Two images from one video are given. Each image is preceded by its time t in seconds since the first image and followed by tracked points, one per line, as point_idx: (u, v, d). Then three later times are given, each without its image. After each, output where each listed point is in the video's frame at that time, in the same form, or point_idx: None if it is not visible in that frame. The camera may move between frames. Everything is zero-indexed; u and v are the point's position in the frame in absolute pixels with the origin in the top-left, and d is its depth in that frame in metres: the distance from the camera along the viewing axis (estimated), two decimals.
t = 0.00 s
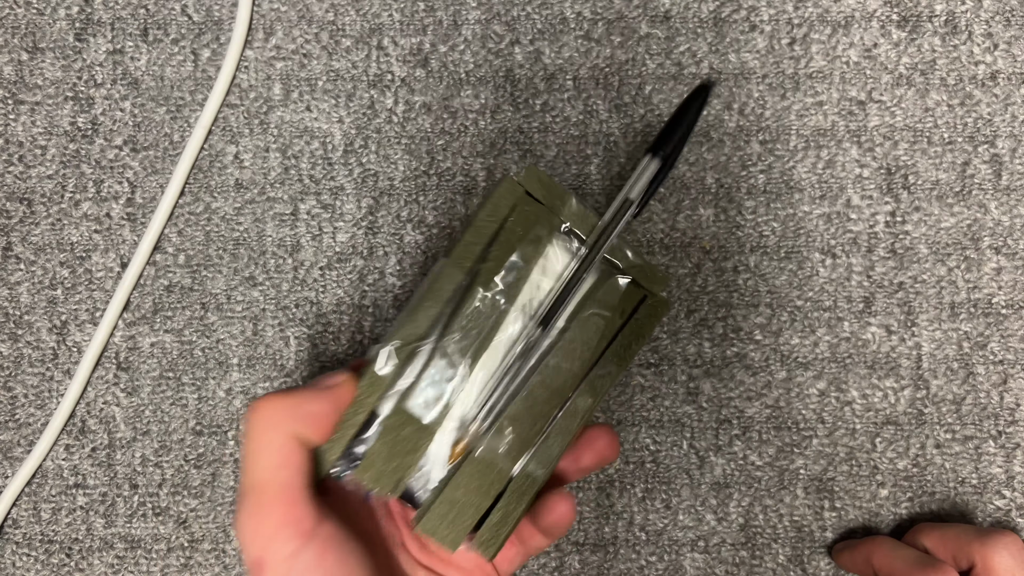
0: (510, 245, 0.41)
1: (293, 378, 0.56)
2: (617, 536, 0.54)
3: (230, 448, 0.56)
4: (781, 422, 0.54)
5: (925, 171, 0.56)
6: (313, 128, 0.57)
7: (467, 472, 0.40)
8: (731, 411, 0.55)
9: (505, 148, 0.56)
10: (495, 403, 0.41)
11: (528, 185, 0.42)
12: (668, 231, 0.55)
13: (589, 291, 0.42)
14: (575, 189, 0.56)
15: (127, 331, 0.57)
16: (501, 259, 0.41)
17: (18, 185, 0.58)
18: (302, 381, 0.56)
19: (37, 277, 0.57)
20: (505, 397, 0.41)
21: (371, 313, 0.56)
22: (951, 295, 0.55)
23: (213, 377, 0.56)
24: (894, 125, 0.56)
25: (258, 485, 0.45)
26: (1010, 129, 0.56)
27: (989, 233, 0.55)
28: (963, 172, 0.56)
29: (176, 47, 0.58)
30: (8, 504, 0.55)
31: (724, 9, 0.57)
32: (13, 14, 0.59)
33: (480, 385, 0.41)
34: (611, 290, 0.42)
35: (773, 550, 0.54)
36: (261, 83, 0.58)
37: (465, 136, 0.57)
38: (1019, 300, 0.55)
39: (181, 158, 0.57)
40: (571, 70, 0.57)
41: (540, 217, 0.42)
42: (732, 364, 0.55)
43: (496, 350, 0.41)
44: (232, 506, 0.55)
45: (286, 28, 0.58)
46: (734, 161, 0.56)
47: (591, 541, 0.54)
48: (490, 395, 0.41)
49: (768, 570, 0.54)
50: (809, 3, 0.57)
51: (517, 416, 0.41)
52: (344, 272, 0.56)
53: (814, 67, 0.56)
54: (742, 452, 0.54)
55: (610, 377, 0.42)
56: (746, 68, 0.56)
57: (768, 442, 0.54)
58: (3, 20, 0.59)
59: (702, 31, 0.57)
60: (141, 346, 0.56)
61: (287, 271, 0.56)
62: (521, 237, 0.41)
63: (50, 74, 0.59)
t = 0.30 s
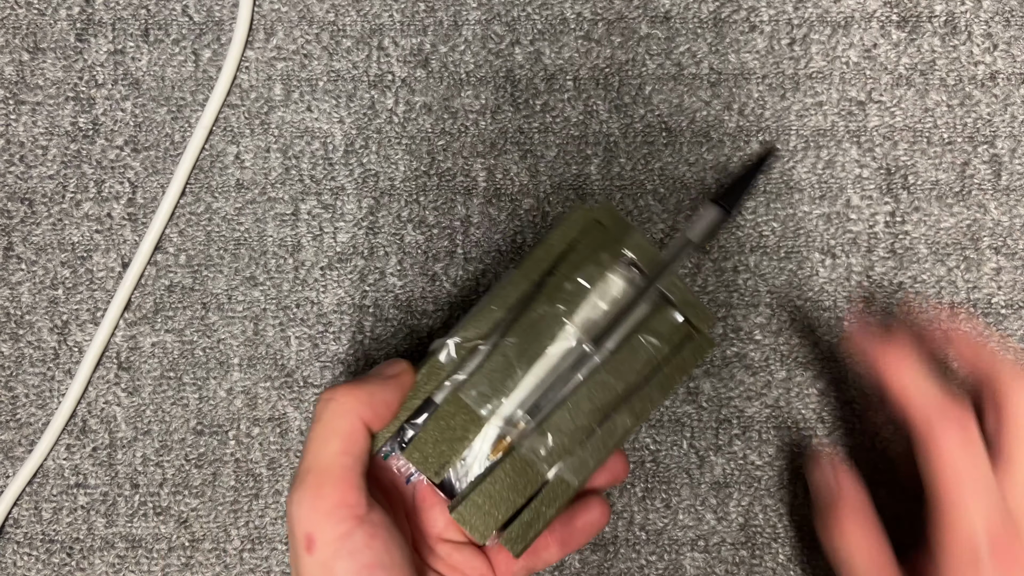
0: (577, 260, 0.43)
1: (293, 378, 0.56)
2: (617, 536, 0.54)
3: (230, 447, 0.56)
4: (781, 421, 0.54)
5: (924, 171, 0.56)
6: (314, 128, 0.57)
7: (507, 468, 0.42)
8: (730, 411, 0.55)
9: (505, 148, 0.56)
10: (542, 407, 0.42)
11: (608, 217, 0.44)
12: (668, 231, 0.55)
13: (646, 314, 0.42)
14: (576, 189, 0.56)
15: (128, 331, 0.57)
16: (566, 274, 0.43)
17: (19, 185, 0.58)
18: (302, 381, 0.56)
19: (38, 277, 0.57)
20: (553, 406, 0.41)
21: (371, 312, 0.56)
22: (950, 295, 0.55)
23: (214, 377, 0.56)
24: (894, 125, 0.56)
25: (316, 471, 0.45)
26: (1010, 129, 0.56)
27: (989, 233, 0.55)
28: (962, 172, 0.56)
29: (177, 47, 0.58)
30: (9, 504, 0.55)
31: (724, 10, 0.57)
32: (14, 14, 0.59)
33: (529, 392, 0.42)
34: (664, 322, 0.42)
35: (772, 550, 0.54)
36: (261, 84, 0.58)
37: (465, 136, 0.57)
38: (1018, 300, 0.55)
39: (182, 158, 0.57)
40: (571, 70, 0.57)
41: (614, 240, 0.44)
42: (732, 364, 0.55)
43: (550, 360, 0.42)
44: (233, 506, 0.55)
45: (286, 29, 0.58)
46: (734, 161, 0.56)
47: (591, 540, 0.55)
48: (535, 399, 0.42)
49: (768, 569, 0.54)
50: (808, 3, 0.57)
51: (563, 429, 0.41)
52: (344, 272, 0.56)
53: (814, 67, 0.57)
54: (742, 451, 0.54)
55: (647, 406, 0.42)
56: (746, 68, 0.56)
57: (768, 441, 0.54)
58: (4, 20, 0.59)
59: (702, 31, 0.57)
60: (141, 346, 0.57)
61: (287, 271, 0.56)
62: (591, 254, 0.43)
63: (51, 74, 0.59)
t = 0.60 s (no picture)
0: (602, 280, 0.43)
1: (293, 378, 0.56)
2: (617, 536, 0.55)
3: (230, 447, 0.56)
4: (782, 421, 0.54)
5: (924, 171, 0.56)
6: (314, 128, 0.57)
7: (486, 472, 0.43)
8: (730, 411, 0.55)
9: (505, 148, 0.57)
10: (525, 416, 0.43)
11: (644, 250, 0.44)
12: (668, 231, 0.55)
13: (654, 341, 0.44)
14: (576, 189, 0.56)
15: (128, 332, 0.57)
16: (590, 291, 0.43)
17: (19, 185, 0.58)
18: (303, 381, 0.56)
19: (38, 277, 0.57)
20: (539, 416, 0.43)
21: (371, 312, 0.56)
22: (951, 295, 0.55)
23: (214, 377, 0.56)
24: (894, 125, 0.56)
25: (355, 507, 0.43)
26: (1010, 129, 0.56)
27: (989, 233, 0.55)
28: (962, 173, 0.56)
29: (177, 47, 0.58)
30: (9, 504, 0.55)
31: (724, 10, 0.57)
32: (14, 14, 0.59)
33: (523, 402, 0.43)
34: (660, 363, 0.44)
35: (773, 549, 0.54)
36: (261, 84, 0.58)
37: (465, 137, 0.57)
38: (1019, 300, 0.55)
39: (182, 158, 0.57)
40: (571, 70, 0.57)
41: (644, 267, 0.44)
42: (732, 364, 0.55)
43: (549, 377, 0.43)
44: (233, 506, 0.55)
45: (286, 29, 0.58)
46: (734, 161, 0.56)
47: (591, 540, 0.55)
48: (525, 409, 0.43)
49: (768, 570, 0.54)
50: (808, 3, 0.57)
51: (541, 442, 0.44)
52: (344, 272, 0.56)
53: (813, 68, 0.57)
54: (742, 451, 0.54)
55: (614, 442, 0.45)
56: (746, 68, 0.57)
57: (768, 441, 0.54)
58: (3, 20, 0.59)
59: (702, 31, 0.57)
60: (141, 346, 0.57)
61: (287, 271, 0.56)
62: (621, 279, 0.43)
63: (51, 74, 0.59)
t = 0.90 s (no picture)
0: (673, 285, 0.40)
1: (293, 378, 0.56)
2: (617, 536, 0.54)
3: (230, 447, 0.56)
4: (781, 421, 0.54)
5: (924, 171, 0.56)
6: (314, 128, 0.57)
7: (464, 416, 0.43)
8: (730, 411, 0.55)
9: (505, 148, 0.56)
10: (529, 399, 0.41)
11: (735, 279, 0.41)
12: (668, 231, 0.55)
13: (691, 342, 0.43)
14: (576, 189, 0.56)
15: (128, 332, 0.57)
16: (668, 307, 0.40)
17: (19, 185, 0.58)
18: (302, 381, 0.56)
19: (38, 277, 0.57)
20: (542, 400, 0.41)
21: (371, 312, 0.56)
22: (951, 295, 0.55)
23: (214, 377, 0.56)
24: (894, 125, 0.56)
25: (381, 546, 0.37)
26: (1009, 129, 0.56)
27: (989, 233, 0.55)
28: (962, 173, 0.56)
29: (177, 47, 0.58)
30: (8, 504, 0.55)
31: (724, 10, 0.57)
32: (14, 14, 0.59)
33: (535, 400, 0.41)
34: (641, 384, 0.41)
35: (773, 549, 0.54)
36: (261, 84, 0.58)
37: (465, 136, 0.57)
38: (1019, 300, 0.55)
39: (182, 158, 0.57)
40: (571, 70, 0.57)
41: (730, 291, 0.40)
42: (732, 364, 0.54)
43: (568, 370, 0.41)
44: (233, 506, 0.55)
45: (286, 29, 0.58)
46: (734, 161, 0.56)
47: (591, 540, 0.55)
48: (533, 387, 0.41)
49: (768, 570, 0.54)
50: (808, 3, 0.57)
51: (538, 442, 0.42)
52: (344, 272, 0.56)
53: (814, 67, 0.57)
54: (742, 451, 0.54)
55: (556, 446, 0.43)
56: (746, 68, 0.57)
57: (768, 441, 0.54)
58: (3, 20, 0.59)
59: (702, 31, 0.57)
60: (141, 346, 0.57)
61: (287, 271, 0.56)
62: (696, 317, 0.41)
63: (50, 74, 0.59)
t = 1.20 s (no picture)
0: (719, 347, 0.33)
1: (293, 378, 0.56)
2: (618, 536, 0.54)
3: (230, 447, 0.56)
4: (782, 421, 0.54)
5: (924, 171, 0.56)
6: (313, 128, 0.57)
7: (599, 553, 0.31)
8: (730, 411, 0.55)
9: (505, 148, 0.56)
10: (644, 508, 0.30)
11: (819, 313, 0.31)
12: (668, 231, 0.55)
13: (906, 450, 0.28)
14: (576, 189, 0.56)
15: (127, 331, 0.57)
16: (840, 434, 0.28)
17: (19, 185, 0.58)
18: (302, 381, 0.56)
19: (37, 277, 0.57)
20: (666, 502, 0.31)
21: (371, 312, 0.56)
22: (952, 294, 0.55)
23: (213, 377, 0.56)
24: (894, 125, 0.56)
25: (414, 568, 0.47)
26: (1010, 129, 0.56)
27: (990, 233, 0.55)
28: (963, 172, 0.56)
29: (176, 47, 0.58)
30: (8, 504, 0.55)
31: (724, 10, 0.57)
32: (13, 14, 0.59)
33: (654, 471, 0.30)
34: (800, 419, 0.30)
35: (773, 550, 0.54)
36: (261, 83, 0.58)
37: (465, 136, 0.57)
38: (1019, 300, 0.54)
39: (182, 158, 0.57)
40: (571, 70, 0.57)
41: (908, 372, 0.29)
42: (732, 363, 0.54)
43: (728, 515, 0.28)
44: (233, 506, 0.55)
45: (286, 28, 0.58)
46: (734, 160, 0.56)
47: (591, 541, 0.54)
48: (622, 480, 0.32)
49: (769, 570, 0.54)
50: (808, 3, 0.57)
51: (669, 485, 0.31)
52: (344, 272, 0.56)
53: (814, 67, 0.57)
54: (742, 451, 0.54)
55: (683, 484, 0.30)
56: (746, 68, 0.56)
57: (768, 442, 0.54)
58: (3, 20, 0.59)
59: (702, 31, 0.57)
60: (141, 346, 0.57)
61: (287, 271, 0.56)
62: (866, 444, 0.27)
63: (50, 74, 0.59)
